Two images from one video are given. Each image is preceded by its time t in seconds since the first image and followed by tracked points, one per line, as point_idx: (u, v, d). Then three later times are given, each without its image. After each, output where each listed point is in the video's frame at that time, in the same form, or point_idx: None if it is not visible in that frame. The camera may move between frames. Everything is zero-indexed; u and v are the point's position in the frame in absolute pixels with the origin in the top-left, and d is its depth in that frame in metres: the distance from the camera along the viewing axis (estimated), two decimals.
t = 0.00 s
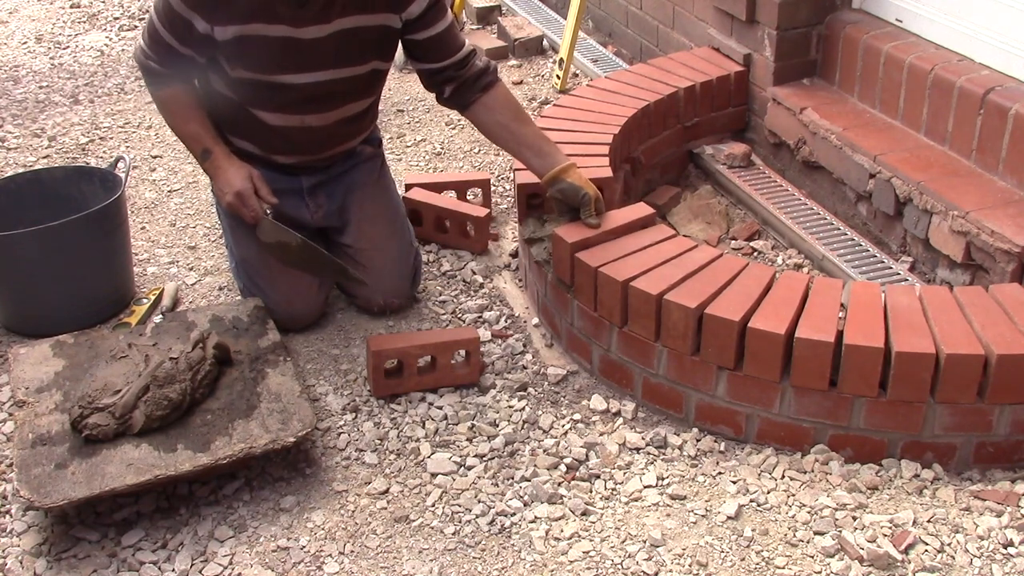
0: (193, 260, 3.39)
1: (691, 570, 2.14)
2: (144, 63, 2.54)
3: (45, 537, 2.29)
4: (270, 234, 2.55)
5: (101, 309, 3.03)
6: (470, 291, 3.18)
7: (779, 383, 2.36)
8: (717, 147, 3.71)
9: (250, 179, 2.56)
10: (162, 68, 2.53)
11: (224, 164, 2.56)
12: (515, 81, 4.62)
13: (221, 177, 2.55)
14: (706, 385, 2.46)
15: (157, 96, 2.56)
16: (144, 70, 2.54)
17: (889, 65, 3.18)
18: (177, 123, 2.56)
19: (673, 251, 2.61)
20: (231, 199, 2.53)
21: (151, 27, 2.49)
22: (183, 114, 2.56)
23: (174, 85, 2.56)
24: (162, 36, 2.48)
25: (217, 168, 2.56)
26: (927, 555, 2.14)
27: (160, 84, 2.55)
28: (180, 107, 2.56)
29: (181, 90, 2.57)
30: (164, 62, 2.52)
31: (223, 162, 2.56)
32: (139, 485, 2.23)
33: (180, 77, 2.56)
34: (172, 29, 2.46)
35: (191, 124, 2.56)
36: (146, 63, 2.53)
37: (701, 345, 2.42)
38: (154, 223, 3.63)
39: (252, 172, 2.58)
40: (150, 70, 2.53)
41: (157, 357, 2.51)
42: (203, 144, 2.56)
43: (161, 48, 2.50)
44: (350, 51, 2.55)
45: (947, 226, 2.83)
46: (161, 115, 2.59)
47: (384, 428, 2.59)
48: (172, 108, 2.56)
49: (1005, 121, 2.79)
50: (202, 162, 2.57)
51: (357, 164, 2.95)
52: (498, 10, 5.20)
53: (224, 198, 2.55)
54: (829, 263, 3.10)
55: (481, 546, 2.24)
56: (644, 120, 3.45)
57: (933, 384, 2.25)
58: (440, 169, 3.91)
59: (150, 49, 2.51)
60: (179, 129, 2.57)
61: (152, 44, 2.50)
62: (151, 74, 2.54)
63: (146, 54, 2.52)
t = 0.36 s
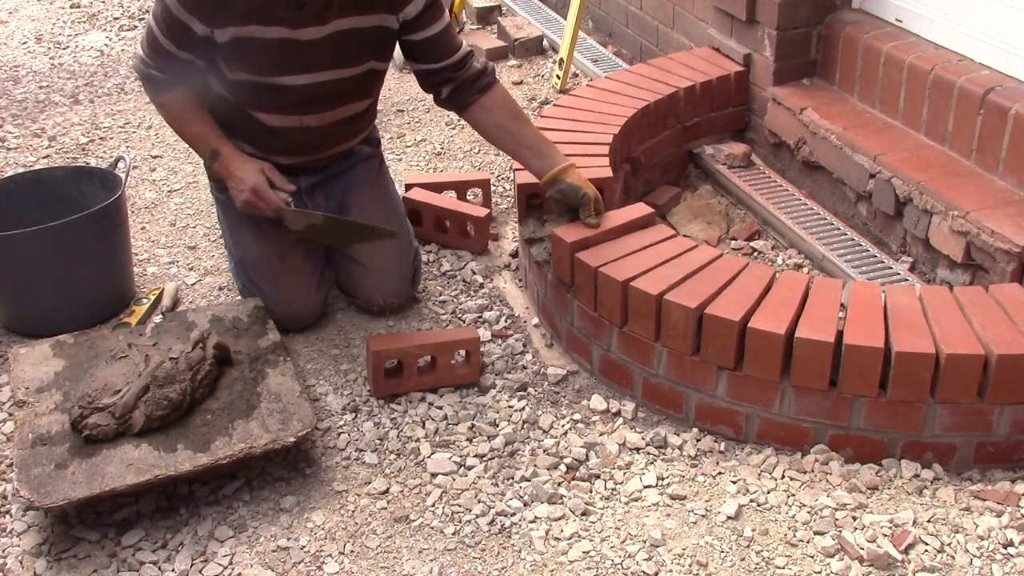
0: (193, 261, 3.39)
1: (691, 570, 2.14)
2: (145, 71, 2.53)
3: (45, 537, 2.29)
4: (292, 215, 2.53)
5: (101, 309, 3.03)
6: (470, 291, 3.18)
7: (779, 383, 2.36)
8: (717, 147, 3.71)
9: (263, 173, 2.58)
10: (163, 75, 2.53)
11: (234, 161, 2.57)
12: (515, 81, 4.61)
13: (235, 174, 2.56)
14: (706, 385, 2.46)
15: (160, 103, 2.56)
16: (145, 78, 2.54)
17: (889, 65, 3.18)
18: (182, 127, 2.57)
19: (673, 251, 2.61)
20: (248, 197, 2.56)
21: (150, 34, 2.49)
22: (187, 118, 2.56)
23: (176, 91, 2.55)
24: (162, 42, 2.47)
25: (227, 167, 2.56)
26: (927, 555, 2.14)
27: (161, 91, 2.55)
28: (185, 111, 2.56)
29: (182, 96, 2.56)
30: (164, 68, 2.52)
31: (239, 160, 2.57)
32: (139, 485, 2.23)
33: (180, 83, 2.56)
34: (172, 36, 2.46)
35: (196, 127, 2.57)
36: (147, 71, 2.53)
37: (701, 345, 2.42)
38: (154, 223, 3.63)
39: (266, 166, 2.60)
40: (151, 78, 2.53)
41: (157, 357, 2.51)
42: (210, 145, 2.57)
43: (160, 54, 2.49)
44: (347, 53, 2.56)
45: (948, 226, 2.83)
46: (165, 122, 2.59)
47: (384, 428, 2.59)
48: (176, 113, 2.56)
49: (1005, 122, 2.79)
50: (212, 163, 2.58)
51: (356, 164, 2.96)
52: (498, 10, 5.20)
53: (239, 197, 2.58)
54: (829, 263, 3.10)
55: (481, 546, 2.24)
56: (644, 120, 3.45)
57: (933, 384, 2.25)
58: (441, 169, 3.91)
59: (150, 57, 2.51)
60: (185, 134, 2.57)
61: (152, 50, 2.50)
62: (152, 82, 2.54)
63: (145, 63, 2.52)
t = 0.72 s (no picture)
0: (193, 261, 3.40)
1: (691, 570, 2.14)
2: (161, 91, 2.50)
3: (45, 537, 2.29)
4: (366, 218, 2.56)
5: (101, 309, 3.03)
6: (470, 291, 3.18)
7: (779, 383, 2.36)
8: (717, 147, 3.71)
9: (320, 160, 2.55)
10: (184, 88, 2.50)
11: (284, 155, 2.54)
12: (515, 81, 4.61)
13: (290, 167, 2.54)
14: (706, 385, 2.46)
15: (190, 121, 2.54)
16: (168, 100, 2.51)
17: (889, 65, 3.18)
18: (220, 134, 2.55)
19: (673, 251, 2.61)
20: (308, 188, 2.55)
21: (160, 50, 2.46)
22: (219, 125, 2.55)
23: (202, 103, 2.53)
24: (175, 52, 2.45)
25: (280, 160, 2.55)
26: (927, 555, 2.14)
27: (186, 108, 2.53)
28: (216, 118, 2.55)
29: (209, 105, 2.54)
30: (181, 78, 2.50)
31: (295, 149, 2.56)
32: (139, 485, 2.23)
33: (200, 92, 2.53)
34: (182, 41, 2.44)
35: (234, 131, 2.55)
36: (168, 90, 2.50)
37: (701, 345, 2.42)
38: (154, 223, 3.63)
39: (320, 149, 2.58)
40: (175, 98, 2.50)
41: (157, 357, 2.51)
42: (255, 145, 2.55)
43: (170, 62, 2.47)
44: (347, 54, 2.57)
45: (948, 226, 2.83)
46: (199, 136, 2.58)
47: (384, 428, 2.59)
48: (209, 122, 2.55)
49: (1005, 121, 2.79)
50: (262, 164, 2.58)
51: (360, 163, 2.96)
52: (498, 10, 5.20)
53: (299, 188, 2.57)
54: (829, 263, 3.10)
55: (481, 545, 2.24)
56: (644, 120, 3.45)
57: (933, 384, 2.25)
58: (441, 169, 3.91)
59: (167, 72, 2.48)
60: (225, 143, 2.58)
61: (163, 64, 2.48)
62: (175, 103, 2.51)
63: (161, 83, 2.49)
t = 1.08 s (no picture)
0: (193, 261, 3.39)
1: (691, 570, 2.14)
2: (233, 120, 2.47)
3: (45, 537, 2.29)
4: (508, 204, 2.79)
5: (101, 309, 3.03)
6: (470, 291, 3.18)
7: (779, 384, 2.36)
8: (717, 147, 3.71)
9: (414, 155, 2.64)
10: (253, 107, 2.47)
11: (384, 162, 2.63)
12: (515, 81, 4.61)
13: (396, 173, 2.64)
14: (706, 385, 2.46)
15: (277, 148, 2.54)
16: (247, 129, 2.48)
17: (889, 65, 3.18)
18: (314, 153, 2.58)
19: (673, 251, 2.61)
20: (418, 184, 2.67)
21: (214, 82, 2.42)
22: (306, 141, 2.56)
23: (277, 123, 2.53)
24: (225, 74, 2.42)
25: (379, 166, 2.63)
26: (927, 555, 2.14)
27: (270, 135, 2.52)
28: (307, 141, 2.56)
29: (287, 124, 2.54)
30: (245, 96, 2.45)
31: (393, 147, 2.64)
32: (139, 485, 2.23)
33: (265, 106, 2.49)
34: (225, 60, 2.41)
35: (326, 149, 2.58)
36: (244, 116, 2.47)
37: (701, 345, 2.42)
38: (154, 223, 3.62)
39: (412, 146, 2.65)
40: (255, 126, 2.48)
41: (157, 357, 2.51)
42: (352, 159, 2.61)
43: (222, 83, 2.43)
44: (351, 57, 2.62)
45: (947, 226, 2.83)
46: (291, 160, 2.58)
47: (384, 428, 2.59)
48: (299, 144, 2.55)
49: (1005, 121, 2.79)
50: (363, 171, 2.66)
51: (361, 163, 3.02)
52: (498, 10, 5.20)
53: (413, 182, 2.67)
54: (829, 263, 3.10)
55: (481, 546, 2.24)
56: (644, 120, 3.45)
57: (933, 384, 2.25)
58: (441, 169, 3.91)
59: (230, 98, 2.44)
60: (316, 164, 2.60)
61: (217, 91, 2.44)
62: (254, 131, 2.50)
63: (231, 112, 2.46)
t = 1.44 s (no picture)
0: (193, 261, 3.40)
1: (691, 570, 2.14)
2: (260, 127, 2.46)
3: (45, 537, 2.29)
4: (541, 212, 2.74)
5: (101, 309, 3.03)
6: (470, 291, 3.18)
7: (779, 383, 2.36)
8: (717, 147, 3.71)
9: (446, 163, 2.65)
10: (278, 111, 2.46)
11: (416, 167, 2.66)
12: (515, 81, 4.61)
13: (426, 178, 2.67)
14: (706, 385, 2.46)
15: (306, 152, 2.55)
16: (277, 135, 2.48)
17: (889, 65, 3.18)
18: (345, 157, 2.59)
19: (673, 251, 2.61)
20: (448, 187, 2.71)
21: (236, 90, 2.41)
22: (337, 146, 2.58)
23: (305, 127, 2.54)
24: (245, 81, 2.40)
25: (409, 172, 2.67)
26: (927, 555, 2.14)
27: (298, 138, 2.53)
28: (341, 146, 2.58)
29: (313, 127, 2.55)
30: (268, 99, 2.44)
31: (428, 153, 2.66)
32: (139, 485, 2.23)
33: (289, 110, 2.49)
34: (243, 67, 2.39)
35: (358, 154, 2.60)
36: (271, 121, 2.46)
37: (701, 345, 2.42)
38: (154, 223, 3.63)
39: (442, 152, 2.67)
40: (284, 131, 2.48)
41: (157, 357, 2.51)
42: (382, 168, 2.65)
43: (243, 90, 2.41)
44: (355, 61, 2.63)
45: (947, 226, 2.83)
46: (321, 162, 2.59)
47: (384, 428, 2.59)
48: (328, 146, 2.57)
49: (1005, 122, 2.79)
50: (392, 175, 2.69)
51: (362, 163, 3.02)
52: (498, 10, 5.20)
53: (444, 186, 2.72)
54: (829, 263, 3.10)
55: (481, 546, 2.24)
56: (644, 120, 3.45)
57: (932, 384, 2.25)
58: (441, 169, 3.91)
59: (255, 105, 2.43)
60: (348, 170, 2.63)
61: (239, 98, 2.42)
62: (283, 136, 2.50)
63: (257, 119, 2.45)
